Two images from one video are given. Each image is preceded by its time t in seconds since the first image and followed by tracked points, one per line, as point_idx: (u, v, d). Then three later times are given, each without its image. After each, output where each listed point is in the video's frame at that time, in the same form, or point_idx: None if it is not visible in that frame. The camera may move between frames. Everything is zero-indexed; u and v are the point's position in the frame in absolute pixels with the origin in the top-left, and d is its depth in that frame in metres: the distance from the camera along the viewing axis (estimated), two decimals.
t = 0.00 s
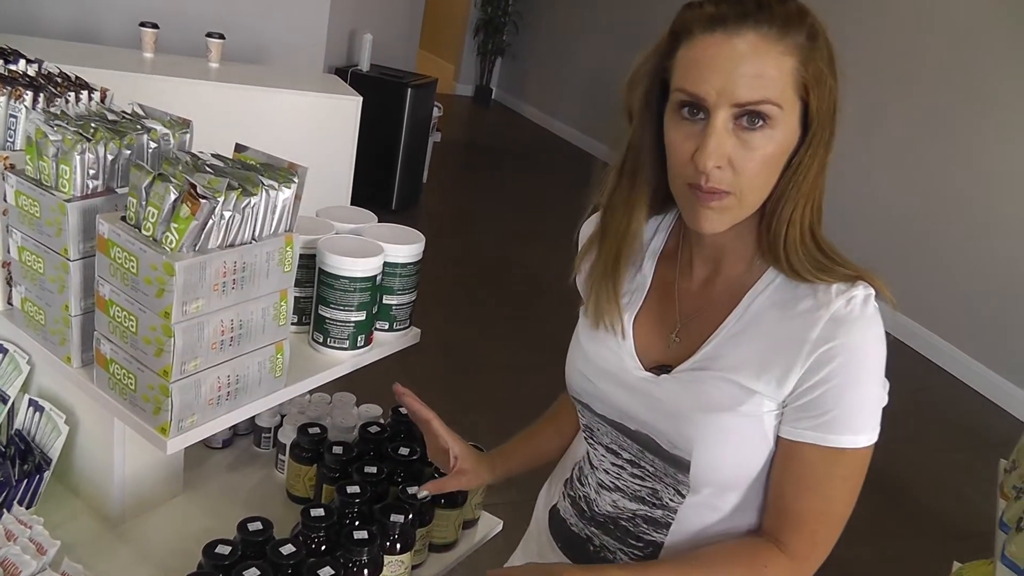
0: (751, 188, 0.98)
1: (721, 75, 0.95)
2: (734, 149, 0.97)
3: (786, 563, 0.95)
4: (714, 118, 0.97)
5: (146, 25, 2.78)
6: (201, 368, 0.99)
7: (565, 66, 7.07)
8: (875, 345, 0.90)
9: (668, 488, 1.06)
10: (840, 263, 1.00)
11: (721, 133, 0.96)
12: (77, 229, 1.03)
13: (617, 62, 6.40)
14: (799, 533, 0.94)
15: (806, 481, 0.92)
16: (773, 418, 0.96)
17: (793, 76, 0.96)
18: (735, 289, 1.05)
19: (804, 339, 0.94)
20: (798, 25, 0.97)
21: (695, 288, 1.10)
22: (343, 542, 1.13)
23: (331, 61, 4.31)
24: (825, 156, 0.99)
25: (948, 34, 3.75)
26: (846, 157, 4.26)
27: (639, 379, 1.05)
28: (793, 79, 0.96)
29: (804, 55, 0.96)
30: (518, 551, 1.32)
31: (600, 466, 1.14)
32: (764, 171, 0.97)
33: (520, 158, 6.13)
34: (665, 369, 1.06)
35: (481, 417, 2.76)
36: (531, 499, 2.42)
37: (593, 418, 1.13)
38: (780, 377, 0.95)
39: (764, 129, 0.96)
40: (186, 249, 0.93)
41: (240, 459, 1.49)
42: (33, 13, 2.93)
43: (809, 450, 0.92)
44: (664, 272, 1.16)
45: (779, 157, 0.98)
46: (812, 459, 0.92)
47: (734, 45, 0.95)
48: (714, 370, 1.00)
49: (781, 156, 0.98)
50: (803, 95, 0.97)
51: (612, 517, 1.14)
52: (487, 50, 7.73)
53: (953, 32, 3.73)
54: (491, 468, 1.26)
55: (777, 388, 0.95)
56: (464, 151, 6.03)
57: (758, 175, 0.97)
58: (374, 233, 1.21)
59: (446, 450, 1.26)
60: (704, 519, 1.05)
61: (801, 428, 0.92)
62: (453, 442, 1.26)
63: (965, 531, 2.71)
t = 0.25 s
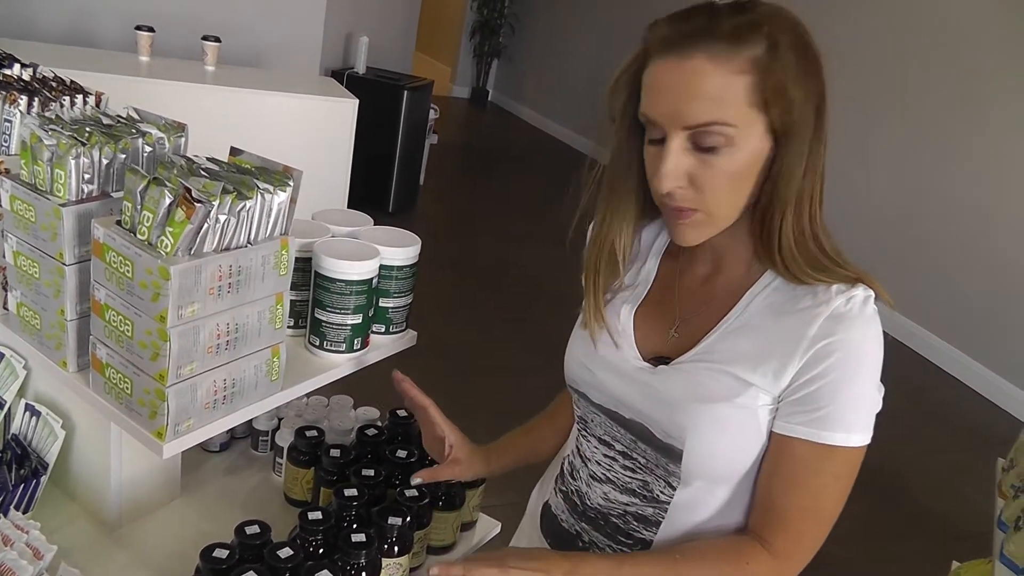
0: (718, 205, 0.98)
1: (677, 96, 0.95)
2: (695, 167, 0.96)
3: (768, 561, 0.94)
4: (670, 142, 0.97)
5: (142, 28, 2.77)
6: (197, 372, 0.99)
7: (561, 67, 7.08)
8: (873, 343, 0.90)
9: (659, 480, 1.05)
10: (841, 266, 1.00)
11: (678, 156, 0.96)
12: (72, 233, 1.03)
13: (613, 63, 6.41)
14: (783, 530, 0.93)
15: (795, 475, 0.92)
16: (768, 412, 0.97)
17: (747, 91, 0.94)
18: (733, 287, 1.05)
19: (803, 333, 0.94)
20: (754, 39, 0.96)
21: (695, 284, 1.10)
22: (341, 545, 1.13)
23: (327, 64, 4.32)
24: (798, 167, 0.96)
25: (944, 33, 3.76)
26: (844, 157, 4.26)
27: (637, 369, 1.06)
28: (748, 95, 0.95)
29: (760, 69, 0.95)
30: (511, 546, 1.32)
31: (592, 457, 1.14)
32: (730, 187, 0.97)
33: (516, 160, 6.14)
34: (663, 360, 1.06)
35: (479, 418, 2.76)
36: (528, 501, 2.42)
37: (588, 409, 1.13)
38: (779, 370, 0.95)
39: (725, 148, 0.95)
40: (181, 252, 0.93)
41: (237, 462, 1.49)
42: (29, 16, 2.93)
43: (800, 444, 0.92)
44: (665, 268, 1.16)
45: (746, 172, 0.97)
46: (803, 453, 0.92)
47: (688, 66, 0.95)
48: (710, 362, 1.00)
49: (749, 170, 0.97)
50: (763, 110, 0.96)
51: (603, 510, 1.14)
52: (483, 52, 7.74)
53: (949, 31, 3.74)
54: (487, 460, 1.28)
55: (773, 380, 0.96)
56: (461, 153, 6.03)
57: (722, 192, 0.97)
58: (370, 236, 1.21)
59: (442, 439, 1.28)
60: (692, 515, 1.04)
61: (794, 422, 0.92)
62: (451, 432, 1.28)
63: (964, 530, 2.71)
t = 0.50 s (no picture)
0: (689, 202, 0.99)
1: (641, 98, 0.98)
2: (662, 166, 0.98)
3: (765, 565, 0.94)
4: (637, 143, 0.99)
5: (138, 23, 2.76)
6: (193, 369, 0.98)
7: (558, 63, 7.06)
8: (876, 345, 0.90)
9: (654, 475, 1.05)
10: (844, 267, 0.98)
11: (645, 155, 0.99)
12: (67, 229, 1.03)
13: (610, 59, 6.40)
14: (781, 535, 0.92)
15: (796, 477, 0.92)
16: (767, 413, 0.96)
17: (705, 92, 0.94)
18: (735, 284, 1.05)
19: (805, 333, 0.94)
20: (716, 41, 0.96)
21: (700, 281, 1.10)
22: (338, 542, 1.13)
23: (324, 59, 4.30)
24: (775, 165, 0.94)
25: (943, 29, 3.76)
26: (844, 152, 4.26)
27: (637, 363, 1.06)
28: (707, 96, 0.94)
29: (720, 69, 0.94)
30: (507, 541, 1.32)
31: (589, 452, 1.13)
32: (699, 186, 0.98)
33: (514, 156, 6.12)
34: (664, 356, 1.05)
35: (476, 415, 2.76)
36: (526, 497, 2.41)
37: (587, 403, 1.13)
38: (780, 368, 0.95)
39: (687, 149, 0.96)
40: (177, 248, 0.92)
41: (234, 458, 1.48)
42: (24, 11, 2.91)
43: (800, 446, 0.92)
44: (674, 265, 1.16)
45: (716, 171, 0.97)
46: (803, 455, 0.91)
47: (650, 69, 0.97)
48: (710, 358, 1.00)
49: (720, 170, 0.97)
50: (728, 109, 0.95)
51: (599, 506, 1.13)
52: (480, 47, 7.72)
53: (948, 27, 3.74)
54: (485, 452, 1.28)
55: (774, 380, 0.95)
56: (458, 149, 6.01)
57: (691, 191, 0.98)
58: (367, 232, 1.20)
59: (442, 428, 1.28)
60: (689, 514, 1.04)
61: (792, 423, 0.92)
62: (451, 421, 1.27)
63: (961, 526, 2.72)
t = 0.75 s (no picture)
0: (692, 197, 0.99)
1: (647, 93, 0.98)
2: (665, 161, 0.98)
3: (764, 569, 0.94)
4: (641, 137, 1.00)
5: (137, 21, 2.75)
6: (192, 368, 0.98)
7: (557, 63, 7.06)
8: (879, 349, 0.90)
9: (655, 478, 1.05)
10: (847, 267, 0.98)
11: (649, 148, 0.99)
12: (66, 228, 1.02)
13: (609, 59, 6.40)
14: (781, 538, 0.93)
15: (797, 481, 0.92)
16: (769, 415, 0.97)
17: (710, 87, 0.95)
18: (738, 285, 1.05)
19: (808, 334, 0.94)
20: (721, 36, 0.96)
21: (703, 283, 1.10)
22: (336, 542, 1.13)
23: (323, 58, 4.30)
24: (779, 162, 0.94)
25: (943, 31, 3.77)
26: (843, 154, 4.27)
27: (639, 364, 1.06)
28: (712, 91, 0.95)
29: (725, 65, 0.94)
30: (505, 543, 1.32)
31: (589, 454, 1.13)
32: (704, 182, 0.97)
33: (512, 156, 6.12)
34: (666, 357, 1.06)
35: (474, 415, 2.76)
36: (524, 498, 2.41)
37: (588, 404, 1.13)
38: (782, 369, 0.95)
39: (690, 143, 0.96)
40: (176, 247, 0.92)
41: (233, 458, 1.48)
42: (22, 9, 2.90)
43: (801, 449, 0.92)
44: (677, 267, 1.16)
45: (720, 167, 0.97)
46: (804, 458, 0.92)
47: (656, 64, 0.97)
48: (712, 359, 1.00)
49: (724, 166, 0.97)
50: (731, 104, 0.95)
51: (599, 509, 1.13)
52: (478, 47, 7.72)
53: (948, 29, 3.74)
54: (483, 450, 1.28)
55: (776, 382, 0.96)
56: (456, 149, 6.01)
57: (695, 185, 0.97)
58: (366, 232, 1.20)
59: (440, 426, 1.28)
60: (689, 517, 1.04)
61: (793, 425, 0.92)
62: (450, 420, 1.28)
63: (960, 527, 2.72)
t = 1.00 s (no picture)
0: (692, 190, 0.98)
1: (645, 84, 0.97)
2: (663, 154, 0.98)
3: (769, 567, 0.94)
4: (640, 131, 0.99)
5: (131, 16, 2.74)
6: (188, 364, 0.97)
7: (553, 58, 7.05)
8: (883, 346, 0.89)
9: (657, 476, 1.04)
10: (848, 260, 0.98)
11: (648, 142, 0.98)
12: (60, 223, 1.02)
13: (605, 53, 6.39)
14: (785, 536, 0.92)
15: (801, 478, 0.92)
16: (772, 411, 0.96)
17: (707, 79, 0.94)
18: (739, 280, 1.04)
19: (812, 331, 0.93)
20: (717, 27, 0.95)
21: (703, 278, 1.10)
22: (333, 538, 1.13)
23: (318, 53, 4.28)
24: (778, 154, 0.93)
25: (940, 25, 3.77)
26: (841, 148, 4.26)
27: (639, 361, 1.05)
28: (710, 83, 0.94)
29: (722, 56, 0.94)
30: (505, 541, 1.32)
31: (590, 452, 1.13)
32: (703, 174, 0.97)
33: (509, 151, 6.12)
34: (667, 354, 1.05)
35: (472, 411, 2.76)
36: (522, 493, 2.41)
37: (588, 402, 1.12)
38: (785, 365, 0.95)
39: (686, 135, 0.96)
40: (171, 241, 0.91)
41: (229, 454, 1.47)
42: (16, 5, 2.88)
43: (804, 446, 0.91)
44: (676, 262, 1.15)
45: (718, 159, 0.96)
46: (807, 455, 0.91)
47: (653, 56, 0.97)
48: (713, 355, 1.00)
49: (722, 159, 0.96)
50: (729, 96, 0.94)
51: (601, 508, 1.12)
52: (475, 42, 7.69)
53: (944, 23, 3.74)
54: (479, 448, 1.28)
55: (779, 378, 0.95)
56: (453, 144, 6.00)
57: (694, 177, 0.97)
58: (362, 226, 1.20)
59: (435, 424, 1.28)
60: (692, 515, 1.04)
61: (797, 422, 0.92)
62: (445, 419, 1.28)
63: (958, 521, 2.72)
